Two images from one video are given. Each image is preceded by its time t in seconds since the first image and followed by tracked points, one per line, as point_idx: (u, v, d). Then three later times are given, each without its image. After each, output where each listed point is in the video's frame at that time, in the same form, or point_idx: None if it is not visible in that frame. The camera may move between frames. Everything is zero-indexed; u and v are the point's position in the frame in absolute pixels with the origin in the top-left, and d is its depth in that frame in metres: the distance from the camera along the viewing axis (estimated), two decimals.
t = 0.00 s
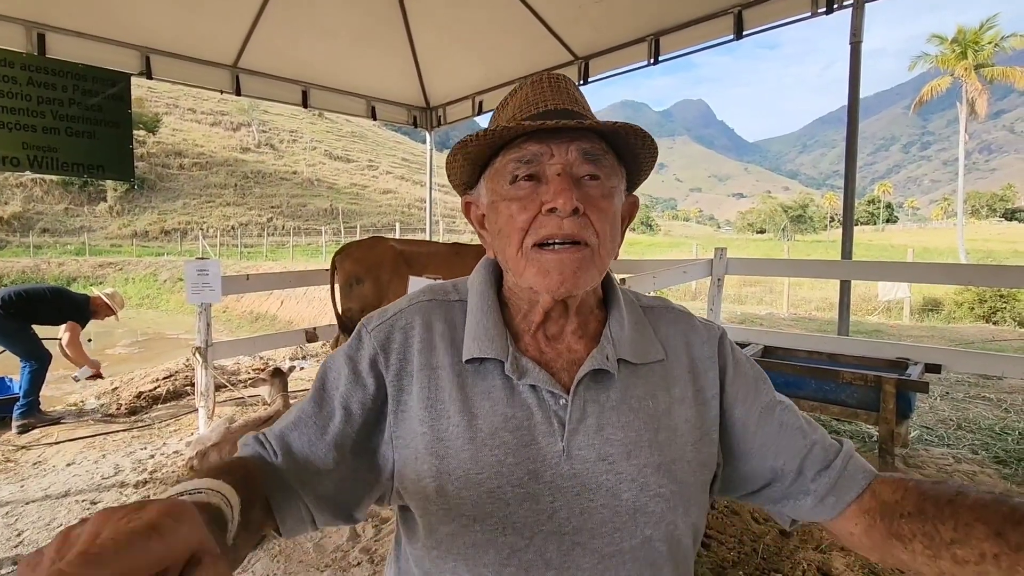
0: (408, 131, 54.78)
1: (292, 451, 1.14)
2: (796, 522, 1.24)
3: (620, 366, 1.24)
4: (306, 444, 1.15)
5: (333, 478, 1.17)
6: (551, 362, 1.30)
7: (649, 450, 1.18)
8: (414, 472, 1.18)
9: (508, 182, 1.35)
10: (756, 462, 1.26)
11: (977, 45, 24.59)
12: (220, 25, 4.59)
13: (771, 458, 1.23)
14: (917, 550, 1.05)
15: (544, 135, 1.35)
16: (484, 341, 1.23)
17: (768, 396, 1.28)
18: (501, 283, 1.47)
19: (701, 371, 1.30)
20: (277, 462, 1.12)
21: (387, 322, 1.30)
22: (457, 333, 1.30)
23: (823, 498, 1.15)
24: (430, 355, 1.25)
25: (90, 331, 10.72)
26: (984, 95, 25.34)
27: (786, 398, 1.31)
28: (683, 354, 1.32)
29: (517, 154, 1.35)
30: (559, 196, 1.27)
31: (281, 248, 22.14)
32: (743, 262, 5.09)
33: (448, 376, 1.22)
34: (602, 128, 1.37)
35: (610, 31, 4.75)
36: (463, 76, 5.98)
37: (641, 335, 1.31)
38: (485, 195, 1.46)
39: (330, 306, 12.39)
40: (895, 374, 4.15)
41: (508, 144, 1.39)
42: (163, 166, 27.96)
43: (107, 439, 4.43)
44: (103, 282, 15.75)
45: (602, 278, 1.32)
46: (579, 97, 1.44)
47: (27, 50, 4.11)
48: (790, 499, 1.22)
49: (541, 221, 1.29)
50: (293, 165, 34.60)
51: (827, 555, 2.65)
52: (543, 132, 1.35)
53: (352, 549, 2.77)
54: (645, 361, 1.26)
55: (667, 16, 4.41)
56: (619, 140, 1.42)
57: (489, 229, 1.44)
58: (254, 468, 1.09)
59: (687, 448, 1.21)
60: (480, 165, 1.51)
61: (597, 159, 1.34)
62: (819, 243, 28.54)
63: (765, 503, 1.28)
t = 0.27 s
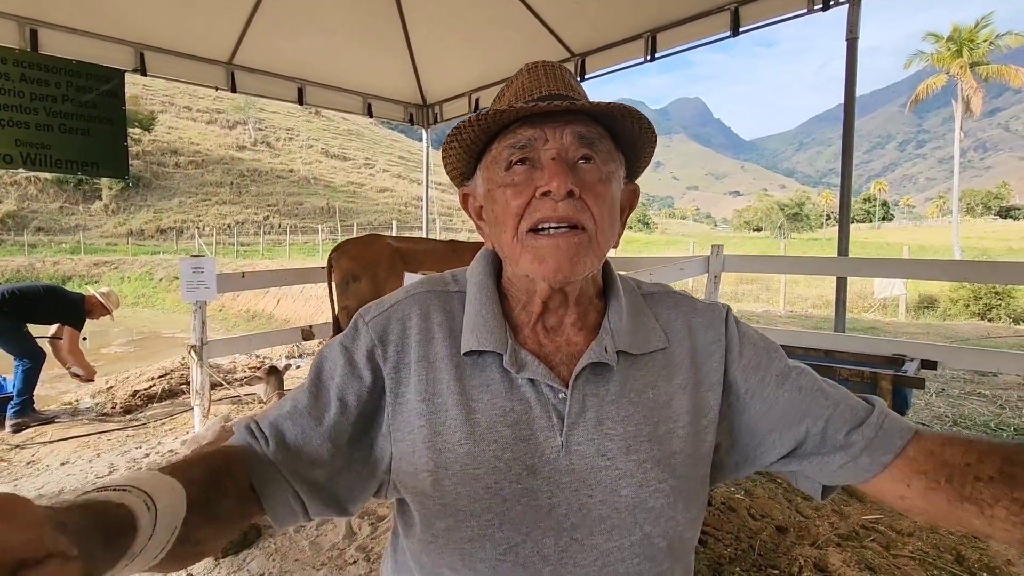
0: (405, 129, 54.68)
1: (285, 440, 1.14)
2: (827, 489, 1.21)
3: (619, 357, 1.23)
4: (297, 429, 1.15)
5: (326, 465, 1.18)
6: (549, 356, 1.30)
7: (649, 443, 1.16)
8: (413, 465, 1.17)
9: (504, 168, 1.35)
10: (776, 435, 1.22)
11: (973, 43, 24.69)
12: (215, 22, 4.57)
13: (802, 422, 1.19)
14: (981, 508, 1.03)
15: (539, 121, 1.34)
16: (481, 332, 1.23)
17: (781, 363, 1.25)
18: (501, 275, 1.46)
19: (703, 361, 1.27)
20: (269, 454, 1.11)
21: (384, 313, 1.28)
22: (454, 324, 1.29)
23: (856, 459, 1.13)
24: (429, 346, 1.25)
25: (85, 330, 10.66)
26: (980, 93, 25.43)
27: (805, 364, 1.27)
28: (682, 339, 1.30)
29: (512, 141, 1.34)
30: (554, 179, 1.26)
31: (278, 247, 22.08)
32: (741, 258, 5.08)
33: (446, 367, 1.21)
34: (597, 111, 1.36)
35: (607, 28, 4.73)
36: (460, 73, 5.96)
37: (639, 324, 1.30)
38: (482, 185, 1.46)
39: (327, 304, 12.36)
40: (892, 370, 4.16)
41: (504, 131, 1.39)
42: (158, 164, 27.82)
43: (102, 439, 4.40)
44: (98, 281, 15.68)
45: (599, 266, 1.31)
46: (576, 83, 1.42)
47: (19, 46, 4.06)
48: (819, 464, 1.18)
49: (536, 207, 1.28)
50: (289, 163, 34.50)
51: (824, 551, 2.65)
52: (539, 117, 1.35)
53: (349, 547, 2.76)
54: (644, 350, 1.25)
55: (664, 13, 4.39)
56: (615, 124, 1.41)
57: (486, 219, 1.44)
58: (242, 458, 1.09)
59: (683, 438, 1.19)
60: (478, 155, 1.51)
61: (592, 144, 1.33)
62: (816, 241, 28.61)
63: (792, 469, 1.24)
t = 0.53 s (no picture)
0: (401, 127, 54.57)
1: (292, 455, 1.21)
2: (840, 491, 1.16)
3: (621, 357, 1.21)
4: (304, 448, 1.22)
5: (327, 476, 1.23)
6: (552, 356, 1.29)
7: (651, 445, 1.14)
8: (416, 469, 1.18)
9: (502, 168, 1.35)
10: (786, 436, 1.18)
11: (967, 42, 24.76)
12: (208, 19, 4.54)
13: (810, 422, 1.15)
14: (1013, 519, 1.02)
15: (536, 120, 1.34)
16: (482, 334, 1.22)
17: (792, 359, 1.22)
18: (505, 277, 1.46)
19: (705, 364, 1.25)
20: (279, 471, 1.19)
21: (389, 320, 1.30)
22: (455, 326, 1.29)
23: (872, 457, 1.09)
24: (431, 351, 1.25)
25: (79, 330, 10.60)
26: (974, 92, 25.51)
27: (816, 362, 1.24)
28: (683, 338, 1.28)
29: (510, 141, 1.35)
30: (551, 177, 1.26)
31: (273, 246, 21.99)
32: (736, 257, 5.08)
33: (447, 369, 1.21)
34: (593, 107, 1.36)
35: (603, 26, 4.72)
36: (456, 71, 5.94)
37: (641, 323, 1.29)
38: (482, 186, 1.46)
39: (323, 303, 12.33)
40: (887, 368, 4.17)
41: (502, 132, 1.39)
42: (153, 162, 27.68)
43: (96, 439, 4.38)
44: (92, 280, 15.59)
45: (599, 263, 1.29)
46: (574, 81, 1.42)
47: (10, 43, 4.04)
48: (834, 464, 1.13)
49: (534, 204, 1.27)
50: (285, 162, 34.38)
51: (819, 549, 2.65)
52: (536, 117, 1.35)
53: (344, 548, 2.75)
54: (645, 349, 1.24)
55: (661, 11, 4.39)
56: (614, 120, 1.40)
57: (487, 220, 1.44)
58: (253, 476, 1.19)
59: (684, 438, 1.17)
60: (479, 156, 1.51)
61: (588, 141, 1.33)
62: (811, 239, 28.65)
63: (802, 470, 1.19)
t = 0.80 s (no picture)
0: (397, 126, 54.49)
1: (314, 460, 1.23)
2: (846, 491, 1.15)
3: (628, 356, 1.20)
4: (324, 452, 1.23)
5: (342, 481, 1.23)
6: (560, 356, 1.28)
7: (659, 444, 1.14)
8: (422, 469, 1.17)
9: (510, 168, 1.34)
10: (795, 437, 1.17)
11: (961, 41, 24.84)
12: (203, 16, 4.51)
13: (817, 422, 1.14)
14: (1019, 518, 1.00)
15: (544, 121, 1.33)
16: (490, 332, 1.21)
17: (801, 361, 1.20)
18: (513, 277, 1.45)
19: (712, 364, 1.23)
20: (303, 476, 1.21)
21: (397, 324, 1.28)
22: (462, 326, 1.27)
23: (877, 456, 1.08)
24: (438, 354, 1.23)
25: (74, 329, 10.56)
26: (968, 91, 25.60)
27: (821, 361, 1.22)
28: (691, 338, 1.27)
29: (518, 141, 1.34)
30: (558, 177, 1.25)
31: (269, 244, 21.93)
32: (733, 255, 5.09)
33: (454, 370, 1.20)
34: (601, 108, 1.35)
35: (600, 24, 4.72)
36: (452, 69, 5.92)
37: (648, 322, 1.28)
38: (490, 186, 1.45)
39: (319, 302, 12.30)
40: (883, 366, 4.18)
41: (510, 133, 1.38)
42: (147, 161, 27.56)
43: (90, 439, 4.35)
44: (86, 280, 15.52)
45: (607, 263, 1.28)
46: (582, 82, 1.40)
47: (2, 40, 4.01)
48: (840, 464, 1.12)
49: (542, 204, 1.27)
50: (281, 160, 34.27)
51: (816, 546, 2.65)
52: (544, 117, 1.34)
53: (342, 548, 2.74)
54: (652, 349, 1.22)
55: (657, 9, 4.38)
56: (622, 121, 1.39)
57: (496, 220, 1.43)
58: (282, 482, 1.21)
59: (692, 438, 1.16)
60: (487, 157, 1.50)
61: (597, 141, 1.32)
62: (807, 238, 28.71)
63: (808, 470, 1.18)
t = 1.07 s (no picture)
0: (393, 124, 54.36)
1: (322, 453, 1.23)
2: (848, 485, 1.15)
3: (631, 347, 1.19)
4: (328, 446, 1.23)
5: (347, 474, 1.23)
6: (562, 347, 1.26)
7: (663, 435, 1.12)
8: (423, 460, 1.16)
9: (513, 158, 1.33)
10: (797, 430, 1.16)
11: (956, 40, 24.89)
12: (197, 13, 4.48)
13: (819, 417, 1.13)
14: (1020, 508, 1.00)
15: (548, 111, 1.32)
16: (492, 324, 1.19)
17: (803, 354, 1.19)
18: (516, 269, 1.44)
19: (715, 354, 1.21)
20: (313, 468, 1.22)
21: (399, 318, 1.26)
22: (464, 318, 1.26)
23: (879, 448, 1.08)
24: (440, 347, 1.21)
25: (68, 328, 10.51)
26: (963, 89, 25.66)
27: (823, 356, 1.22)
28: (694, 329, 1.25)
29: (521, 131, 1.33)
30: (561, 165, 1.23)
31: (265, 243, 21.87)
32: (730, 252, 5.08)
33: (456, 362, 1.19)
34: (604, 99, 1.33)
35: (596, 21, 4.71)
36: (448, 66, 5.90)
37: (651, 314, 1.26)
38: (493, 177, 1.43)
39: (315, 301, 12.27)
40: (879, 362, 4.20)
41: (513, 123, 1.37)
42: (142, 159, 27.44)
43: (85, 439, 4.32)
44: (80, 279, 15.44)
45: (610, 254, 1.27)
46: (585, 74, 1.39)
47: None
48: (842, 457, 1.12)
49: (545, 193, 1.25)
50: (277, 159, 34.15)
51: (814, 543, 2.65)
52: (547, 108, 1.33)
53: (338, 547, 2.72)
54: (655, 341, 1.21)
55: (654, 6, 4.38)
56: (625, 112, 1.38)
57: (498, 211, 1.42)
58: (294, 475, 1.22)
59: (695, 429, 1.15)
60: (490, 149, 1.49)
61: (599, 132, 1.31)
62: (803, 235, 28.76)
63: (809, 464, 1.18)
